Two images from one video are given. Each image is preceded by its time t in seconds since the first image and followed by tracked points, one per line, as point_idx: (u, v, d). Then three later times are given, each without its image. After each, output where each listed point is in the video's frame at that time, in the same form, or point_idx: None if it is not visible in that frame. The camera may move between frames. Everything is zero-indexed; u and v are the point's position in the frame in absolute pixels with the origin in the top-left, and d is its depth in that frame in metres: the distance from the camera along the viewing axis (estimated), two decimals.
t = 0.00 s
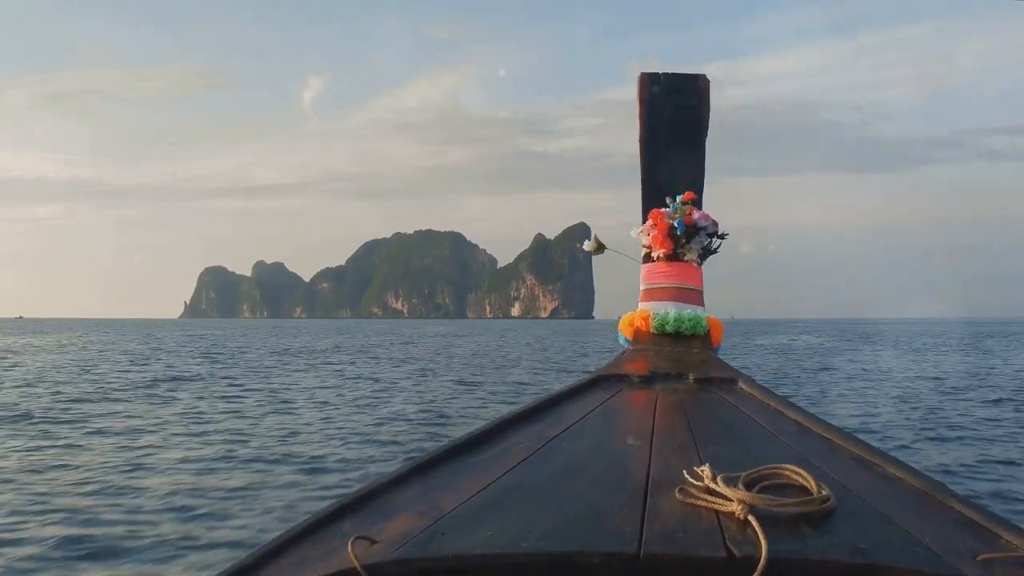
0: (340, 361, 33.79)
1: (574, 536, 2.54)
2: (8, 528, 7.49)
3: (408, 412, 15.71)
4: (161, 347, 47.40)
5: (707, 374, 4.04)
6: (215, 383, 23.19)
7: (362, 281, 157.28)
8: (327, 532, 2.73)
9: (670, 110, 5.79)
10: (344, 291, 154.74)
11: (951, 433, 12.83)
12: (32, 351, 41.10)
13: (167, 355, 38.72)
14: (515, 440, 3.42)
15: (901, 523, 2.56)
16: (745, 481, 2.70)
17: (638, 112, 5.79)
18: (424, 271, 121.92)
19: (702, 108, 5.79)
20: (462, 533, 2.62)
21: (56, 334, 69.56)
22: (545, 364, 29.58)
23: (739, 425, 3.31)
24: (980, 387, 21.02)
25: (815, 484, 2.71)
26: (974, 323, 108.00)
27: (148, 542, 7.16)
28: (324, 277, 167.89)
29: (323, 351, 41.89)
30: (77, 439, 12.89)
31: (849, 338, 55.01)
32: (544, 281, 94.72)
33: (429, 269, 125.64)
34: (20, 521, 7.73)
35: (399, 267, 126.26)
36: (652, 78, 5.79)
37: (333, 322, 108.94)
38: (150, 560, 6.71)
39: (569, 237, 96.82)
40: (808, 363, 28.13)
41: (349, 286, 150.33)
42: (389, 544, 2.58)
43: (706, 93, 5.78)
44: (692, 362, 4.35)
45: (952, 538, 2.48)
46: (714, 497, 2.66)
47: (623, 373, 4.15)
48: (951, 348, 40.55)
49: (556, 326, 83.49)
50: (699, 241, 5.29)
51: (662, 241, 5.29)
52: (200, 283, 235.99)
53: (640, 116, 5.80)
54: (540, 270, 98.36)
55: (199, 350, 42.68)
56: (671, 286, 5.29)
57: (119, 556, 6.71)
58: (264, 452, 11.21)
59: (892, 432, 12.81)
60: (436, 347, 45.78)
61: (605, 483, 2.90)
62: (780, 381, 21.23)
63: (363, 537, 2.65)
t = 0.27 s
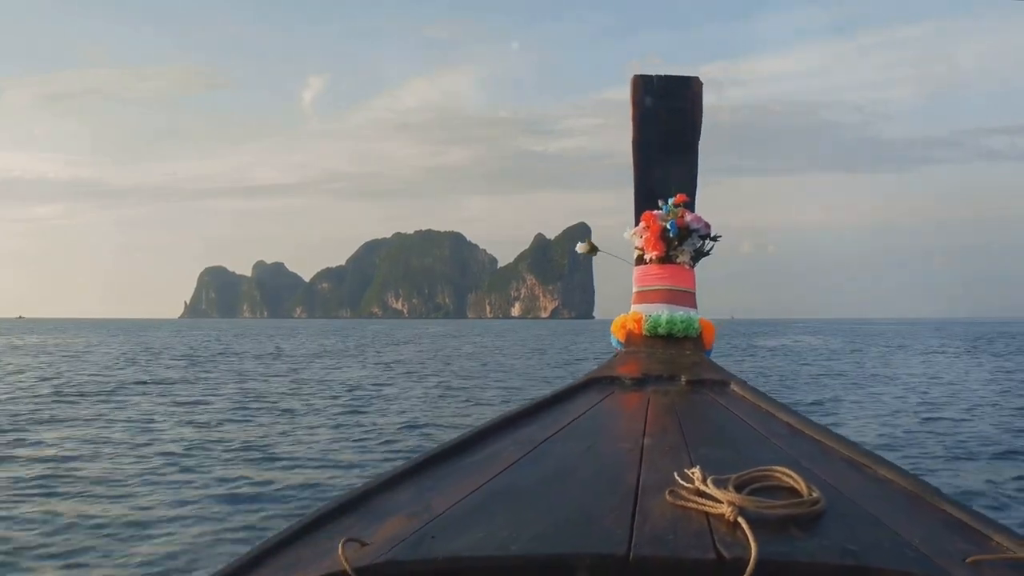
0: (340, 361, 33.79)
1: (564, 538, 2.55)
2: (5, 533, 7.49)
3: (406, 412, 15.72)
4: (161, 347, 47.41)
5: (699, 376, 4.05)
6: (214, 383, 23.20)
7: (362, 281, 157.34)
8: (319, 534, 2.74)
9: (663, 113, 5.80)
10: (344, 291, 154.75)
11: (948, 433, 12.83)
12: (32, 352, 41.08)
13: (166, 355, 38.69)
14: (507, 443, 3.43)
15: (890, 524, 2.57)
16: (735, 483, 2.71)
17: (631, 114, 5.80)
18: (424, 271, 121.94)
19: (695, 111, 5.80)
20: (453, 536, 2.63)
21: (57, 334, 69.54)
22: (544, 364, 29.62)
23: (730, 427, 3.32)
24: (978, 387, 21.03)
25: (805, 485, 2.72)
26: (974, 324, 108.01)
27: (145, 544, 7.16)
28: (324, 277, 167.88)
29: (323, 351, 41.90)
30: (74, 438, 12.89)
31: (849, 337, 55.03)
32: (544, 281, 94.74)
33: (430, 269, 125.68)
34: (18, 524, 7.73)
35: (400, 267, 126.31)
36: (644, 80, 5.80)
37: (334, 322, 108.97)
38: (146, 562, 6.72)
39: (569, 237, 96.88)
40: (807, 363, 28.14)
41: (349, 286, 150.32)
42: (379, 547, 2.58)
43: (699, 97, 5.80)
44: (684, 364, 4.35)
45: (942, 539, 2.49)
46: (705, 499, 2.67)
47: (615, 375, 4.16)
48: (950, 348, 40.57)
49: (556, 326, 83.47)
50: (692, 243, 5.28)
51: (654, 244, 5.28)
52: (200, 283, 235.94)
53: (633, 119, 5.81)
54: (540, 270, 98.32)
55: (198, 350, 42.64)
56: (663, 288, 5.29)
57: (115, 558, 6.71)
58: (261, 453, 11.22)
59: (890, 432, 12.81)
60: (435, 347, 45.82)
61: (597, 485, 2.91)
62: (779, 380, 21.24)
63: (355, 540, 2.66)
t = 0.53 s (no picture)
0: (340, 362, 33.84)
1: (558, 547, 2.57)
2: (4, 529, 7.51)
3: (406, 412, 15.77)
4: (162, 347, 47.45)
5: (694, 384, 4.07)
6: (214, 383, 23.24)
7: (363, 281, 157.39)
8: (316, 543, 2.76)
9: (659, 121, 5.82)
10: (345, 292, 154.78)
11: (948, 434, 12.84)
12: (32, 352, 41.16)
13: (167, 355, 38.74)
14: (503, 452, 3.45)
15: (883, 532, 2.59)
16: (730, 491, 2.72)
17: (627, 123, 5.82)
18: (424, 271, 122.02)
19: (690, 119, 5.81)
20: (448, 546, 2.64)
21: (58, 334, 69.67)
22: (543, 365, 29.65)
23: (726, 434, 3.34)
24: (979, 387, 21.02)
25: (799, 494, 2.74)
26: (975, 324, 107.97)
27: (142, 540, 7.18)
28: (325, 278, 167.91)
29: (323, 352, 41.92)
30: (74, 438, 12.92)
31: (850, 338, 55.04)
32: (544, 282, 94.85)
33: (430, 269, 125.74)
34: (16, 522, 7.75)
35: (400, 268, 126.36)
36: (639, 88, 5.81)
37: (334, 323, 109.01)
38: (144, 558, 6.73)
39: (570, 238, 96.94)
40: (808, 364, 28.14)
41: (350, 286, 150.36)
42: (375, 558, 2.60)
43: (694, 105, 5.82)
44: (680, 372, 4.37)
45: (935, 547, 2.50)
46: (699, 509, 2.68)
47: (611, 384, 4.18)
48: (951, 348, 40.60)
49: (556, 326, 83.49)
50: (687, 251, 5.29)
51: (649, 252, 5.29)
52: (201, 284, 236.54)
53: (628, 127, 5.83)
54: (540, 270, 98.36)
55: (199, 350, 42.67)
56: (658, 296, 5.31)
57: (113, 556, 6.72)
58: (260, 453, 11.24)
59: (890, 432, 12.81)
60: (435, 347, 45.88)
61: (592, 495, 2.92)
62: (779, 381, 21.25)
63: (351, 551, 2.68)
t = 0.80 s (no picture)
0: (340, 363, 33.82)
1: (555, 555, 2.58)
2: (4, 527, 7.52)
3: (406, 414, 15.76)
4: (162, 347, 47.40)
5: (692, 392, 4.08)
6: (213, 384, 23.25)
7: (363, 282, 157.33)
8: (314, 551, 2.77)
9: (655, 129, 5.85)
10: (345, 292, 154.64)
11: (948, 435, 12.85)
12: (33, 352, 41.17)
13: (167, 355, 38.76)
14: (501, 461, 3.46)
15: (879, 539, 2.60)
16: (726, 499, 2.74)
17: (622, 131, 5.86)
18: (425, 272, 121.95)
19: (686, 126, 5.84)
20: (446, 554, 2.66)
21: (58, 334, 69.72)
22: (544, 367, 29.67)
23: (722, 442, 3.36)
24: (979, 388, 21.03)
25: (794, 501, 2.75)
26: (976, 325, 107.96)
27: (141, 537, 7.18)
28: (325, 278, 167.91)
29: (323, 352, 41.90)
30: (73, 437, 12.93)
31: (851, 339, 55.03)
32: (545, 282, 94.86)
33: (431, 270, 125.69)
34: (17, 520, 7.76)
35: (401, 268, 126.31)
36: (636, 97, 5.84)
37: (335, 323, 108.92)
38: (142, 556, 6.73)
39: (570, 239, 97.01)
40: (808, 366, 28.18)
41: (350, 286, 150.38)
42: (373, 567, 2.61)
43: (690, 113, 5.84)
44: (677, 380, 4.39)
45: (929, 553, 2.51)
46: (695, 516, 2.70)
47: (609, 392, 4.20)
48: (951, 350, 40.61)
49: (557, 327, 83.46)
50: (683, 259, 5.31)
51: (645, 260, 5.31)
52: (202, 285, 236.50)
53: (624, 135, 5.86)
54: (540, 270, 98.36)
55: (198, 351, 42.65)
56: (655, 304, 5.33)
57: (112, 554, 6.72)
58: (260, 453, 11.25)
59: (890, 434, 12.81)
60: (436, 348, 45.90)
61: (590, 503, 2.93)
62: (779, 382, 21.26)
63: (349, 559, 2.69)
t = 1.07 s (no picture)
0: (341, 364, 33.81)
1: (558, 558, 2.58)
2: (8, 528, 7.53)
3: (407, 415, 15.77)
4: (163, 348, 47.41)
5: (694, 394, 4.08)
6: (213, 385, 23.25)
7: (364, 283, 157.34)
8: (317, 553, 2.77)
9: (656, 131, 5.86)
10: (346, 293, 154.62)
11: (950, 436, 12.84)
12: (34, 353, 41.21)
13: (168, 356, 38.77)
14: (504, 463, 3.47)
15: (883, 541, 2.59)
16: (729, 500, 2.75)
17: (623, 133, 5.87)
18: (426, 273, 121.97)
19: (687, 127, 5.84)
20: (449, 557, 2.66)
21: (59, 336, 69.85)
22: (545, 368, 29.66)
23: (724, 444, 3.36)
24: (980, 389, 21.02)
25: (798, 503, 2.75)
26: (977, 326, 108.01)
27: (142, 539, 7.17)
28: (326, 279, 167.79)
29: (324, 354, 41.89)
30: (74, 439, 12.94)
31: (852, 340, 55.03)
32: (546, 283, 94.87)
33: (432, 271, 125.70)
34: (20, 521, 7.76)
35: (402, 270, 126.32)
36: (637, 99, 5.85)
37: (336, 324, 108.91)
38: (143, 556, 6.73)
39: (572, 240, 97.03)
40: (809, 367, 28.18)
41: (350, 286, 150.39)
42: (377, 569, 2.61)
43: (690, 114, 5.84)
44: (679, 381, 4.39)
45: (933, 554, 2.51)
46: (699, 518, 2.71)
47: (611, 395, 4.21)
48: (952, 350, 40.59)
49: (558, 328, 83.40)
50: (685, 261, 5.32)
51: (647, 263, 5.31)
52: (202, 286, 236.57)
53: (625, 137, 5.87)
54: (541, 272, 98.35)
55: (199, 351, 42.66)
56: (658, 306, 5.34)
57: (113, 555, 6.72)
58: (262, 455, 11.26)
59: (892, 434, 12.81)
60: (437, 349, 45.93)
61: (593, 505, 2.94)
62: (780, 384, 21.26)
63: (353, 561, 2.69)
